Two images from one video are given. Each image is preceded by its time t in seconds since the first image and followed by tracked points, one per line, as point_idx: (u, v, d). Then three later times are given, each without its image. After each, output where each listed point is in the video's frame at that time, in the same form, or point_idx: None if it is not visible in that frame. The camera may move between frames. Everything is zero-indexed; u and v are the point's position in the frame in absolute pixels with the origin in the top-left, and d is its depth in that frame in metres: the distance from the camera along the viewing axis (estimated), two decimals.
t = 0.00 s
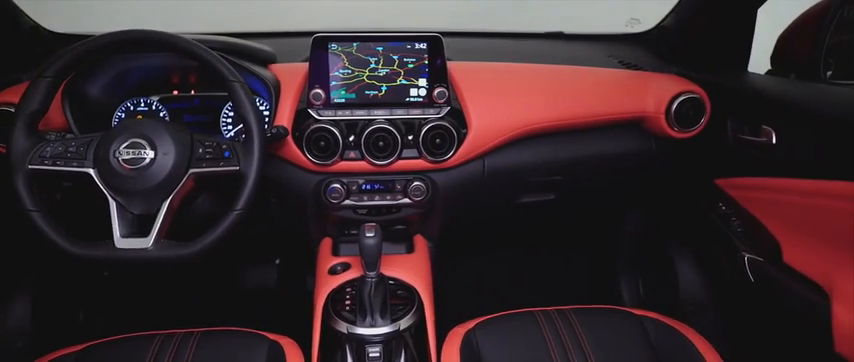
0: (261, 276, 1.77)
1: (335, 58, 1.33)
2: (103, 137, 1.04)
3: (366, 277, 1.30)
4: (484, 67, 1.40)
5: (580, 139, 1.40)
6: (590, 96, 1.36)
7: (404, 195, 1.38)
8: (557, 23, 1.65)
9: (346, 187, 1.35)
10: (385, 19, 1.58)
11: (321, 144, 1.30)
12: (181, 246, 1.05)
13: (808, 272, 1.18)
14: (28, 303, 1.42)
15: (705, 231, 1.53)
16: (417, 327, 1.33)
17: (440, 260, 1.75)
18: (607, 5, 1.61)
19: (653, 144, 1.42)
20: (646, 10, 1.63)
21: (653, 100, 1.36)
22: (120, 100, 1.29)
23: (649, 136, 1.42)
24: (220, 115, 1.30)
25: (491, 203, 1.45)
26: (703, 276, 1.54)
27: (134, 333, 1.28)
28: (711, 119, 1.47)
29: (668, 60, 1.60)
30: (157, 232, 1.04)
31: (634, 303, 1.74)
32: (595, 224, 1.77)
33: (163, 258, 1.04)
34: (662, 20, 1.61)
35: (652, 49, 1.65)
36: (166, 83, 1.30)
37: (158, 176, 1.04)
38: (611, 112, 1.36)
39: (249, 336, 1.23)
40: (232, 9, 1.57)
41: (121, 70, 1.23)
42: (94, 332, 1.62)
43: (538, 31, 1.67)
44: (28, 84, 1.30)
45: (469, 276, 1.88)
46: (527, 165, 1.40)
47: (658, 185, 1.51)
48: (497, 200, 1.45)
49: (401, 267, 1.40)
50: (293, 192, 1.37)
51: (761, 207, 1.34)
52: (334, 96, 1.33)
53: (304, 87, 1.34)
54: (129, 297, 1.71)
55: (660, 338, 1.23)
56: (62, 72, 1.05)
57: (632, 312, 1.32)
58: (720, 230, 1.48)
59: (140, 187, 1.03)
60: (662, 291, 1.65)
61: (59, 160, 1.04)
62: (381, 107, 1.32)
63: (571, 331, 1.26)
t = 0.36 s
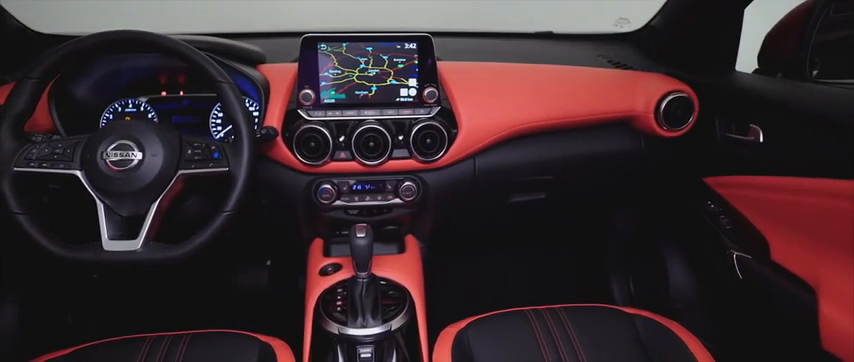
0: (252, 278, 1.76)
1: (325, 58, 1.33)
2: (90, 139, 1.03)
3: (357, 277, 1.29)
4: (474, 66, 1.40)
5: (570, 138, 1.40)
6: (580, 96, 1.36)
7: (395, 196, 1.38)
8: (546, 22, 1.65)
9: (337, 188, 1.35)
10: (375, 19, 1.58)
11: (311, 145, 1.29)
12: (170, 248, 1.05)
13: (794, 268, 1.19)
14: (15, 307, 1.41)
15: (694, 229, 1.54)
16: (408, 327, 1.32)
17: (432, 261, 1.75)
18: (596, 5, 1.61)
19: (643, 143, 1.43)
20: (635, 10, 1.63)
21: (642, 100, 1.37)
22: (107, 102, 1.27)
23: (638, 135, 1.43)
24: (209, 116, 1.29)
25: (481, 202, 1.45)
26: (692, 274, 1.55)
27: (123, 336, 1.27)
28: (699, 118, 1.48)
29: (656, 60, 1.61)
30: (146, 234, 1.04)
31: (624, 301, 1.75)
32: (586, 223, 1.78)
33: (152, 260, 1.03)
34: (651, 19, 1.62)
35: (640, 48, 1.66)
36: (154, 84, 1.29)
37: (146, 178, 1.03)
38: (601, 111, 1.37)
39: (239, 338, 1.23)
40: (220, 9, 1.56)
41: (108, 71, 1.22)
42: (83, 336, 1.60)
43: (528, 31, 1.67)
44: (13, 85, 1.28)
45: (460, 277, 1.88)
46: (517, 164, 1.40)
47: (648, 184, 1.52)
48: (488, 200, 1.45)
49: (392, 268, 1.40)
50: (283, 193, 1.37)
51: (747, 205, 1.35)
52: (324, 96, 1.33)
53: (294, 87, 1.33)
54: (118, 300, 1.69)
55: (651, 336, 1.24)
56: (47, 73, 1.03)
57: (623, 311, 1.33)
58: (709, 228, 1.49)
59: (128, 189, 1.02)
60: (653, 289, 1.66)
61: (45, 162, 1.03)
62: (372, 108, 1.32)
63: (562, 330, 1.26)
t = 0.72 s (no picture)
0: (243, 279, 1.75)
1: (315, 59, 1.32)
2: (77, 141, 1.03)
3: (348, 278, 1.29)
4: (465, 66, 1.40)
5: (560, 138, 1.41)
6: (569, 96, 1.37)
7: (386, 196, 1.37)
8: (536, 21, 1.65)
9: (328, 188, 1.35)
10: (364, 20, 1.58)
11: (301, 145, 1.29)
12: (160, 250, 1.04)
13: (781, 265, 1.21)
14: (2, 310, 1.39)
15: (684, 227, 1.55)
16: (400, 328, 1.32)
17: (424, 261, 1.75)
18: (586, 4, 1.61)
19: (633, 142, 1.44)
20: (624, 9, 1.64)
21: (631, 99, 1.38)
22: (95, 103, 1.26)
23: (628, 134, 1.43)
24: (198, 117, 1.28)
25: (473, 202, 1.46)
26: (682, 272, 1.56)
27: (114, 339, 1.26)
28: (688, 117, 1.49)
29: (645, 59, 1.61)
30: (135, 236, 1.03)
31: (616, 300, 1.76)
32: (577, 222, 1.78)
33: (142, 262, 1.03)
34: (640, 19, 1.63)
35: (630, 48, 1.66)
36: (143, 85, 1.28)
37: (134, 179, 1.02)
38: (591, 111, 1.37)
39: (230, 339, 1.22)
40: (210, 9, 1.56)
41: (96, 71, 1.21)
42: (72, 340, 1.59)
43: (518, 30, 1.68)
44: None
45: (452, 277, 1.89)
46: (508, 163, 1.40)
47: (638, 182, 1.52)
48: (480, 199, 1.45)
49: (383, 268, 1.40)
50: (274, 193, 1.36)
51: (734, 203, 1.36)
52: (314, 97, 1.32)
53: (284, 88, 1.33)
54: (107, 302, 1.68)
55: (641, 334, 1.25)
56: (33, 74, 1.02)
57: (614, 309, 1.33)
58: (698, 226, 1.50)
59: (116, 191, 1.02)
60: (644, 287, 1.66)
61: (32, 164, 1.02)
62: (362, 108, 1.32)
63: (553, 328, 1.26)
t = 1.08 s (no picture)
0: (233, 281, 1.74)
1: (304, 59, 1.32)
2: (64, 143, 1.02)
3: (340, 278, 1.29)
4: (455, 66, 1.40)
5: (550, 137, 1.41)
6: (559, 95, 1.37)
7: (376, 196, 1.37)
8: (525, 21, 1.66)
9: (318, 189, 1.34)
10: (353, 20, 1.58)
11: (291, 146, 1.28)
12: (148, 252, 1.04)
13: (768, 262, 1.22)
14: None
15: (673, 226, 1.56)
16: (392, 328, 1.32)
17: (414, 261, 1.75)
18: (574, 4, 1.62)
19: (622, 141, 1.45)
20: (613, 9, 1.64)
21: (621, 99, 1.39)
22: (82, 104, 1.25)
23: (617, 133, 1.44)
24: (187, 118, 1.27)
25: (463, 202, 1.46)
26: (672, 270, 1.57)
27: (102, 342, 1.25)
28: (676, 116, 1.50)
29: (634, 58, 1.62)
30: (123, 239, 1.02)
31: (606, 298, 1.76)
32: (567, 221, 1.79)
33: (130, 265, 1.02)
34: (628, 18, 1.64)
35: (618, 47, 1.68)
36: (130, 86, 1.27)
37: (122, 182, 1.01)
38: (581, 110, 1.38)
39: (220, 342, 1.22)
40: (198, 10, 1.55)
41: (83, 72, 1.20)
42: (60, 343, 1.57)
43: (508, 30, 1.68)
44: None
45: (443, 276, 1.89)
46: (499, 163, 1.40)
47: (627, 181, 1.53)
48: (471, 199, 1.46)
49: (374, 269, 1.39)
50: (264, 195, 1.36)
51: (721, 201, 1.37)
52: (304, 97, 1.31)
53: (273, 88, 1.32)
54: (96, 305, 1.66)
55: (631, 333, 1.25)
56: (18, 75, 1.01)
57: (604, 308, 1.34)
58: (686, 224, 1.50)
59: (104, 193, 1.01)
60: (634, 286, 1.67)
61: (17, 166, 1.01)
62: (352, 108, 1.32)
63: (545, 327, 1.27)
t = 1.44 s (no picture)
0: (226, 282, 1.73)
1: (296, 59, 1.32)
2: (53, 144, 1.01)
3: (333, 280, 1.29)
4: (447, 66, 1.40)
5: (543, 137, 1.42)
6: (551, 95, 1.37)
7: (369, 196, 1.37)
8: (517, 21, 1.67)
9: (311, 189, 1.34)
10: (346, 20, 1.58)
11: (283, 147, 1.28)
12: (139, 254, 1.03)
13: (759, 260, 1.23)
14: None
15: (665, 224, 1.56)
16: (385, 329, 1.31)
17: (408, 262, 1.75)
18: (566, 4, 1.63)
19: (614, 140, 1.45)
20: (604, 9, 1.65)
21: (613, 98, 1.39)
22: (72, 105, 1.24)
23: (609, 133, 1.45)
24: (178, 119, 1.27)
25: (456, 202, 1.46)
26: (663, 269, 1.57)
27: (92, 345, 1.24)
28: (668, 115, 1.50)
29: (625, 58, 1.63)
30: (113, 241, 1.02)
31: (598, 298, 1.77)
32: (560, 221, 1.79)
33: (121, 267, 1.02)
34: (620, 18, 1.64)
35: (609, 47, 1.68)
36: (121, 87, 1.26)
37: (112, 183, 1.01)
38: (573, 110, 1.38)
39: (212, 344, 1.21)
40: (191, 10, 1.55)
41: (73, 72, 1.19)
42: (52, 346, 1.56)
43: (501, 30, 1.68)
44: None
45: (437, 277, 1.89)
46: (491, 162, 1.41)
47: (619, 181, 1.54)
48: (463, 199, 1.46)
49: (368, 269, 1.39)
50: (256, 195, 1.36)
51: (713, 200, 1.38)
52: (295, 98, 1.31)
53: (265, 89, 1.32)
54: (87, 308, 1.65)
55: (625, 331, 1.25)
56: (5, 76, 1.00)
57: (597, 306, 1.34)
58: (678, 222, 1.50)
59: (94, 195, 1.00)
60: (627, 285, 1.68)
61: (6, 168, 1.00)
62: (344, 108, 1.31)
63: (538, 327, 1.27)
